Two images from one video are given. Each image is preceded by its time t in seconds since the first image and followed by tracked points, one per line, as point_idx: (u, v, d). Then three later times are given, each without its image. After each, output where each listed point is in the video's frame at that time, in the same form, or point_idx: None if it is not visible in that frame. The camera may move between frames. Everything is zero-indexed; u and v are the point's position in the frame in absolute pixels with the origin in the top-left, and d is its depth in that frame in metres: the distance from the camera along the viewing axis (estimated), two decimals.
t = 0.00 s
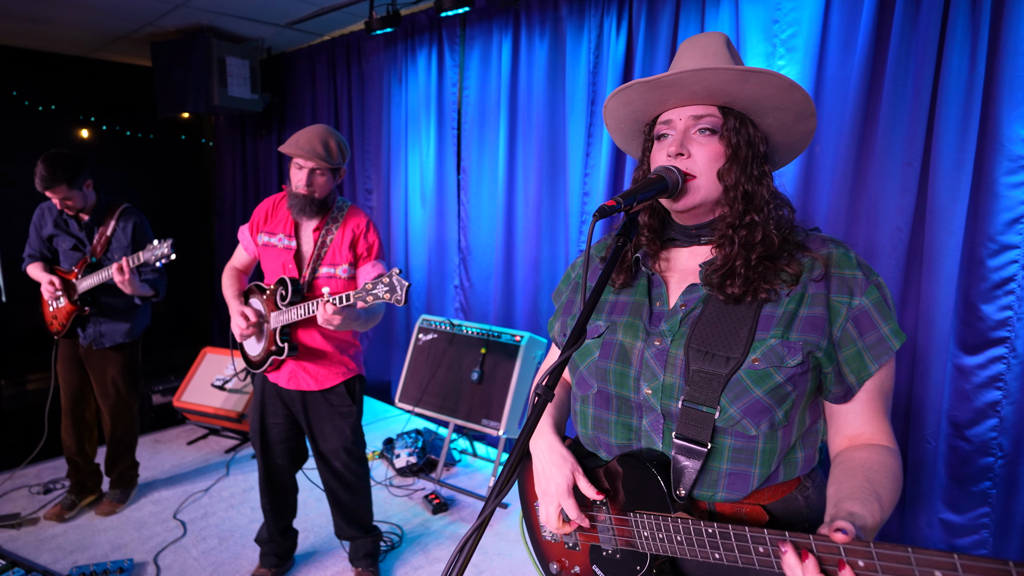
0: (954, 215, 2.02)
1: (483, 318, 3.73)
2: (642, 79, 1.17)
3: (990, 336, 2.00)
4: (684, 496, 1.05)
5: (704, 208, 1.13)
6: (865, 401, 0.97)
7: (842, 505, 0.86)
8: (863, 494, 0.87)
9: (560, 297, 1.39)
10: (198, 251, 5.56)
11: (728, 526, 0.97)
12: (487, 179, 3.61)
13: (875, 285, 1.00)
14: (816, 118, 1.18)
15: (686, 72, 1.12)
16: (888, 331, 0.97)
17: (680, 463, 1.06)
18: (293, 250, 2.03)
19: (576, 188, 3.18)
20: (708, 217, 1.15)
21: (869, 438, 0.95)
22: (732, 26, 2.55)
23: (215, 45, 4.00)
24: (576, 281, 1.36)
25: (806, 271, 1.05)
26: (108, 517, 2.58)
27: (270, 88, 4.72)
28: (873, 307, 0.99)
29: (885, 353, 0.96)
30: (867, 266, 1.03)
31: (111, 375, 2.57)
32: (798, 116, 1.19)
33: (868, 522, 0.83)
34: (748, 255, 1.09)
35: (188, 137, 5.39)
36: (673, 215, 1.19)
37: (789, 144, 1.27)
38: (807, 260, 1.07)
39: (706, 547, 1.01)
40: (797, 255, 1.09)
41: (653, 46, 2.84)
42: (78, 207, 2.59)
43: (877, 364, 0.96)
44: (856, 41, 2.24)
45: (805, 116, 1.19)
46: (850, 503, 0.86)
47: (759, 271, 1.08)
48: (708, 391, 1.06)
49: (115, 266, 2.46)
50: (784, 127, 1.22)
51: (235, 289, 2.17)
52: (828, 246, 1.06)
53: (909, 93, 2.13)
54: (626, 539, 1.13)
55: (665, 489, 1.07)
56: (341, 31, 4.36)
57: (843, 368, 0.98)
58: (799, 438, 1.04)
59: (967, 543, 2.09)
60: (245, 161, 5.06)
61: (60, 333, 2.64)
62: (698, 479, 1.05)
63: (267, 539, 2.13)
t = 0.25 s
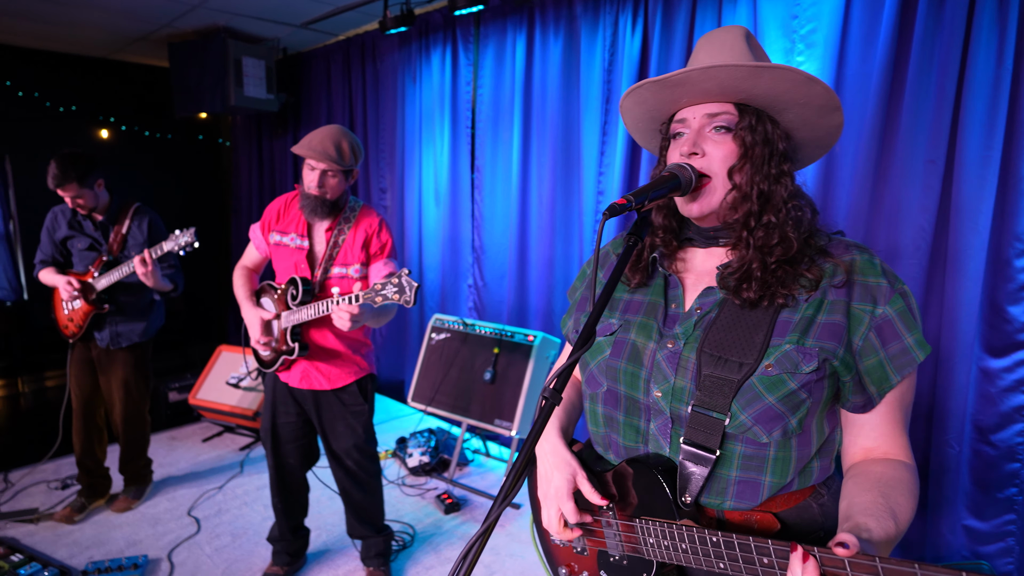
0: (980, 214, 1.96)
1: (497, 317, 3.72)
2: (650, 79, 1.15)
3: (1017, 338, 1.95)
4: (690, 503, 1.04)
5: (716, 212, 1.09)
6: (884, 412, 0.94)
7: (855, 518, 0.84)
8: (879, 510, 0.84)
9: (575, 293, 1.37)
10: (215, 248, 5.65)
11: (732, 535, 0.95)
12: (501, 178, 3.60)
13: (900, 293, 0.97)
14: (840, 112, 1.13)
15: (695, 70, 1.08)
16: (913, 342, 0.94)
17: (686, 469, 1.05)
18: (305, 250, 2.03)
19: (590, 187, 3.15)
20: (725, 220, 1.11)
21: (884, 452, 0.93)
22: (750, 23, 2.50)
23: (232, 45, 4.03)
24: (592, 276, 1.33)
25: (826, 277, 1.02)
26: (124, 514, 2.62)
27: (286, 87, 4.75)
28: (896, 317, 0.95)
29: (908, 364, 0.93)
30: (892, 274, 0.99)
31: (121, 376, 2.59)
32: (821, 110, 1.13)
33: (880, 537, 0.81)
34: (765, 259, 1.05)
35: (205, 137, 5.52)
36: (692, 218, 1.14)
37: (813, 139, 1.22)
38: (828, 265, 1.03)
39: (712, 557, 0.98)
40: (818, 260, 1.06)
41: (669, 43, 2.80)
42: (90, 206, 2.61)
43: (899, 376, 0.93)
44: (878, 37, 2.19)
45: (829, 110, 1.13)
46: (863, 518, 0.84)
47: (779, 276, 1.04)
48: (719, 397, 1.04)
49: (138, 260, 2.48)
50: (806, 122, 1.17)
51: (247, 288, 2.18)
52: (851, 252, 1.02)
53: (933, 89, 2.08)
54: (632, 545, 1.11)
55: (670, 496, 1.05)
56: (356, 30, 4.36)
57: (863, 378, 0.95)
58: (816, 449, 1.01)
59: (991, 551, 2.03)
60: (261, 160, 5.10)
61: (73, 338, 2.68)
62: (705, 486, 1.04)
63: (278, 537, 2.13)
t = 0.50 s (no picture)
0: (1018, 213, 1.89)
1: (517, 317, 3.70)
2: (669, 74, 1.13)
3: None
4: (708, 506, 1.02)
5: (738, 209, 1.06)
6: (909, 408, 0.90)
7: (880, 529, 0.81)
8: (906, 520, 0.81)
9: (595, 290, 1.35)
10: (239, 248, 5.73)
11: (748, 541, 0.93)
12: (521, 177, 3.58)
13: (933, 278, 0.93)
14: (869, 106, 1.08)
15: (716, 64, 1.06)
16: (946, 330, 0.89)
17: (704, 471, 1.02)
18: (323, 249, 2.04)
19: (611, 185, 3.12)
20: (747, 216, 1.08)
21: (910, 455, 0.88)
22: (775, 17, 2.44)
23: (255, 47, 4.08)
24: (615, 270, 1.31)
25: (852, 265, 0.98)
26: (148, 509, 2.68)
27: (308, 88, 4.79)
28: (928, 302, 0.91)
29: (942, 353, 0.89)
30: (923, 258, 0.95)
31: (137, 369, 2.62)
32: (848, 105, 1.10)
33: (905, 550, 0.78)
34: (783, 255, 1.02)
35: (229, 138, 5.60)
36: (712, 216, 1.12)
37: (840, 135, 1.17)
38: (854, 253, 1.00)
39: (729, 563, 0.95)
40: (844, 248, 1.02)
41: (692, 39, 2.75)
42: (105, 200, 2.66)
43: (933, 366, 0.89)
44: (910, 30, 2.12)
45: (856, 104, 1.09)
46: (886, 528, 0.81)
47: (799, 270, 1.01)
48: (738, 396, 1.01)
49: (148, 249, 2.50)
50: (832, 117, 1.13)
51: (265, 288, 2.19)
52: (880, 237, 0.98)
53: (969, 82, 2.00)
54: (649, 547, 1.08)
55: (688, 498, 1.02)
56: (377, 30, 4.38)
57: (889, 368, 0.91)
58: (841, 444, 0.98)
59: None
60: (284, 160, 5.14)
61: (90, 334, 2.69)
62: (724, 489, 1.01)
63: (297, 534, 2.14)
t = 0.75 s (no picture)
0: None
1: (537, 317, 3.69)
2: (691, 66, 1.10)
3: None
4: (724, 514, 0.99)
5: (759, 205, 1.03)
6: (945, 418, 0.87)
7: (903, 543, 0.80)
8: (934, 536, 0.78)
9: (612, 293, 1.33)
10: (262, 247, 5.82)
11: (764, 552, 0.93)
12: (541, 177, 3.56)
13: (964, 285, 0.90)
14: (896, 105, 1.05)
15: (741, 57, 1.03)
16: (977, 339, 0.86)
17: (719, 478, 0.99)
18: (340, 252, 2.05)
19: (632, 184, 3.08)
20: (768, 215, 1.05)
21: (947, 467, 0.85)
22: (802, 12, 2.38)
23: (278, 49, 4.13)
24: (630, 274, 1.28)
25: (877, 271, 0.95)
26: (172, 504, 2.75)
27: (330, 89, 4.84)
28: (959, 310, 0.88)
29: (974, 364, 0.86)
30: (953, 264, 0.92)
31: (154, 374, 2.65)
32: (874, 104, 1.06)
33: (930, 564, 0.76)
34: (807, 256, 0.99)
35: (254, 138, 5.68)
36: (730, 213, 1.09)
37: (865, 135, 1.13)
38: (880, 258, 0.96)
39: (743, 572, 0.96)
40: (868, 253, 0.98)
41: (715, 36, 2.71)
42: (120, 202, 2.70)
43: (965, 377, 0.86)
44: (945, 22, 2.04)
45: (882, 104, 1.06)
46: (911, 543, 0.79)
47: (823, 273, 0.98)
48: (756, 404, 0.99)
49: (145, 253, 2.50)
50: (857, 116, 1.09)
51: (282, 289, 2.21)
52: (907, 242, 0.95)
53: (1007, 75, 1.91)
54: (664, 554, 1.08)
55: (702, 506, 1.01)
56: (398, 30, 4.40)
57: (919, 379, 0.88)
58: (864, 456, 0.95)
59: None
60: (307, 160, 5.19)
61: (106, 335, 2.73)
62: (741, 497, 0.99)
63: (317, 532, 2.16)
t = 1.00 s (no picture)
0: None
1: (556, 317, 3.67)
2: (711, 59, 1.06)
3: None
4: (740, 518, 0.96)
5: (777, 201, 1.00)
6: (975, 420, 0.84)
7: (931, 551, 0.76)
8: (964, 543, 0.75)
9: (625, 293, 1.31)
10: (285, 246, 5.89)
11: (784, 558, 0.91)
12: (561, 175, 3.54)
13: (993, 280, 0.86)
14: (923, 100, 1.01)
15: (763, 51, 0.99)
16: (1008, 336, 0.83)
17: (736, 480, 0.97)
18: (355, 254, 2.05)
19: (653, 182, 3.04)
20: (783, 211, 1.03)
21: (981, 469, 0.81)
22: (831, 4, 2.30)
23: (300, 50, 4.18)
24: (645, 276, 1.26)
25: (901, 267, 0.91)
26: (193, 499, 2.79)
27: (352, 89, 4.87)
28: (989, 307, 0.84)
29: (1004, 362, 0.82)
30: (981, 259, 0.88)
31: (168, 374, 2.68)
32: (900, 98, 1.02)
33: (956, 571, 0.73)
34: (824, 255, 0.95)
35: (277, 139, 5.75)
36: (747, 209, 1.07)
37: (888, 130, 1.10)
38: (903, 253, 0.92)
39: None
40: (891, 248, 0.94)
41: (739, 32, 2.65)
42: (131, 196, 2.71)
43: (996, 375, 0.82)
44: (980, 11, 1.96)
45: (907, 99, 1.02)
46: (939, 550, 0.76)
47: (842, 270, 0.94)
48: (774, 403, 0.96)
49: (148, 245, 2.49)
50: (880, 112, 1.06)
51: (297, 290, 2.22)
52: (932, 237, 0.91)
53: None
54: (677, 556, 1.06)
55: (718, 509, 0.98)
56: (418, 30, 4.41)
57: (947, 378, 0.85)
58: (887, 458, 0.91)
59: None
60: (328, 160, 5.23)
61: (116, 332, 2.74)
62: (757, 500, 0.96)
63: (334, 528, 2.16)
